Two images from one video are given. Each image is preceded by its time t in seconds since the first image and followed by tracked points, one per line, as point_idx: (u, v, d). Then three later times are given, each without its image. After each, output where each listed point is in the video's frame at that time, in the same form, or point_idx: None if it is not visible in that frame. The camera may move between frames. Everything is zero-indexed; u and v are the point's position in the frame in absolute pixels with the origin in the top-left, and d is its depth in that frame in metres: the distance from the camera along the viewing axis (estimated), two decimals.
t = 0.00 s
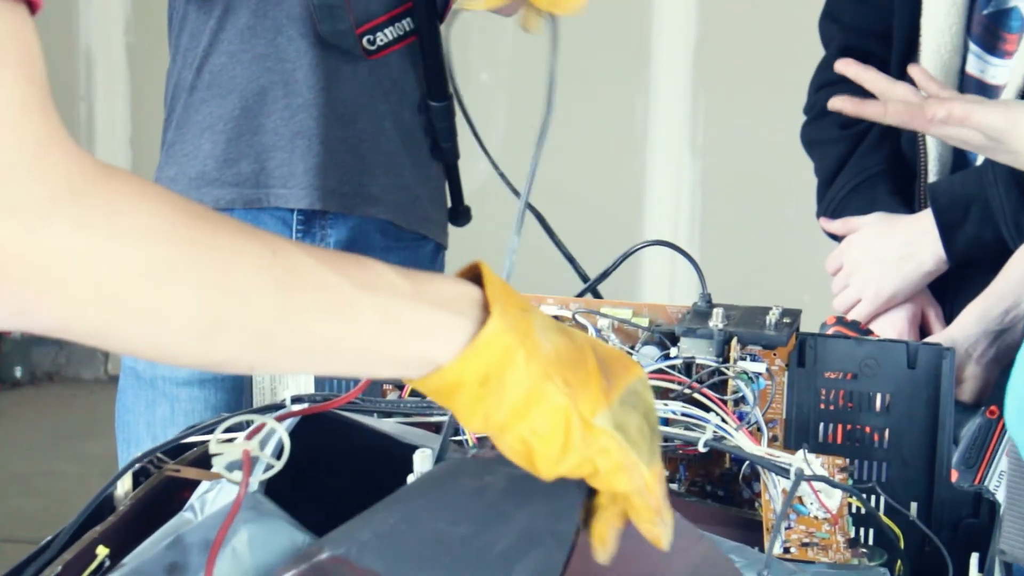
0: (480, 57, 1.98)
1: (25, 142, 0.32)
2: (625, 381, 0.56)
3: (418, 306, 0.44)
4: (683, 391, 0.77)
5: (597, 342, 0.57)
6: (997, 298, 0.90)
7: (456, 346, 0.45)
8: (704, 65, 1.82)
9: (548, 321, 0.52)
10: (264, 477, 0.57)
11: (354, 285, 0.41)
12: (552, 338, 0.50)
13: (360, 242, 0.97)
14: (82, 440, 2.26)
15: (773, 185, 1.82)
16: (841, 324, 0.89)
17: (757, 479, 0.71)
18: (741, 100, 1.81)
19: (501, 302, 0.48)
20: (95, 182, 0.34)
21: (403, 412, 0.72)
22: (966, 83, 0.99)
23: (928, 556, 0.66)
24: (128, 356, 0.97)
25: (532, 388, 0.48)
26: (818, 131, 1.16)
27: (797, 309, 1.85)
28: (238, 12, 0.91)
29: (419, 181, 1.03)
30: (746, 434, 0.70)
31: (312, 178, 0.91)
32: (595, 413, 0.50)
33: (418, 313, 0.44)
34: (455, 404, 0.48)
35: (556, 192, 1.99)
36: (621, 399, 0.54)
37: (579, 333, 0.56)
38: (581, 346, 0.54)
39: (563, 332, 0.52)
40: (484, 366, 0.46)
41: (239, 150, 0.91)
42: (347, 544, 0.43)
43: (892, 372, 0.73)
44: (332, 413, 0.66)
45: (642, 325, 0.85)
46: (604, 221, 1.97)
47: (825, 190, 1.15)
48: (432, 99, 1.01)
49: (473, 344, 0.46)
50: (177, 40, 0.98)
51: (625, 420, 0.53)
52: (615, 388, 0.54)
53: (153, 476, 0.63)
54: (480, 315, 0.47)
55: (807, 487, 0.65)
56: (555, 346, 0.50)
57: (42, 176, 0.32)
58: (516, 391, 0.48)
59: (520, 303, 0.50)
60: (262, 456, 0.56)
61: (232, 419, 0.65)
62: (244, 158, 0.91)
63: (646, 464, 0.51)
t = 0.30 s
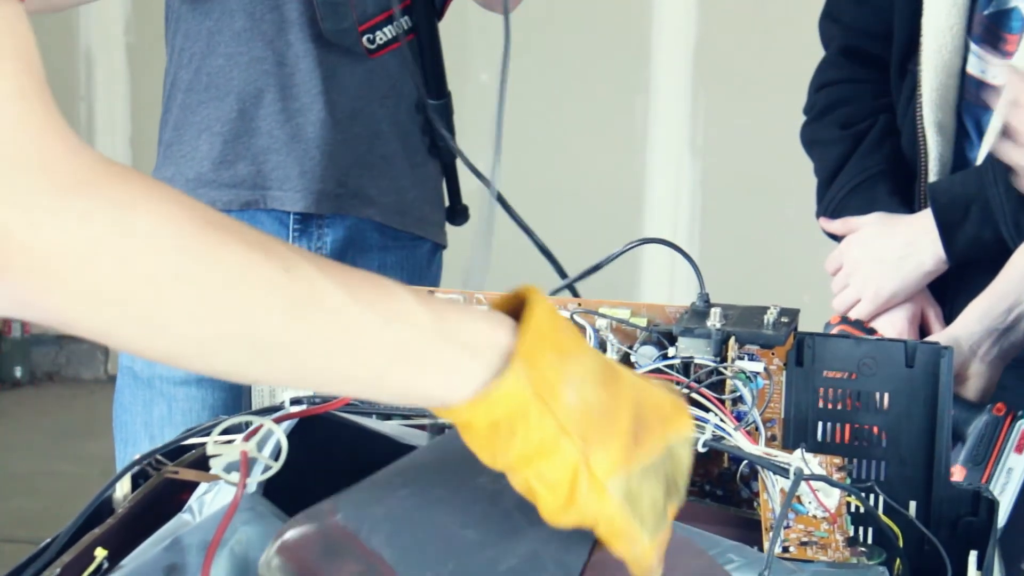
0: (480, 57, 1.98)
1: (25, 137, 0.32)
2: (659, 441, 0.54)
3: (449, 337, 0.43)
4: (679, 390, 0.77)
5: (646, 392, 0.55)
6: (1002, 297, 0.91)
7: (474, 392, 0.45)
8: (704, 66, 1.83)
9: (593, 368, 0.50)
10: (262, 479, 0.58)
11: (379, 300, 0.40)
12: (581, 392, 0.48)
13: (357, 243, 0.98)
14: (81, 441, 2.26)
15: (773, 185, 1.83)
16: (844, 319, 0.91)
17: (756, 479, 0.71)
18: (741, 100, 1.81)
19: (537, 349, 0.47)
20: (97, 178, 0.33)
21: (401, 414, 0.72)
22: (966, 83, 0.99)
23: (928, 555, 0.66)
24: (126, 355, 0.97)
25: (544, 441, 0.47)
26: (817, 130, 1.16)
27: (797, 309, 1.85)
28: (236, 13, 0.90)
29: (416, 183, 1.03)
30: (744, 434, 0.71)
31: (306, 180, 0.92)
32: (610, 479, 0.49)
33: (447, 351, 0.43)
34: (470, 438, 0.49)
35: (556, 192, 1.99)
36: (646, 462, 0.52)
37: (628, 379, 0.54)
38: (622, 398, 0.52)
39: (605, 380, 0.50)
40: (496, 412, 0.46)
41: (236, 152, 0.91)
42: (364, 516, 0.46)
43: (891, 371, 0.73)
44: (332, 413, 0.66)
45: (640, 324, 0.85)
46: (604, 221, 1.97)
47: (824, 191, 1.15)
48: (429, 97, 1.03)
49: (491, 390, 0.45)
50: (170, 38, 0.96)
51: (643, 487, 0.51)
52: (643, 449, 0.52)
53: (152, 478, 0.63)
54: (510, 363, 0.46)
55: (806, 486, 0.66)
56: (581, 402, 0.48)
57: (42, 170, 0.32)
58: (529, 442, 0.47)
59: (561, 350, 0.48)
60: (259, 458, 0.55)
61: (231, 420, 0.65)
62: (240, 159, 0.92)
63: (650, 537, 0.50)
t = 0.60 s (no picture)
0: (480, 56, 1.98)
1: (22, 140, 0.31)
2: (658, 483, 0.52)
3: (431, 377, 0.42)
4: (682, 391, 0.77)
5: (655, 435, 0.52)
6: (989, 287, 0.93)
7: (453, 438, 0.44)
8: (704, 65, 1.83)
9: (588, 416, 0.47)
10: (264, 478, 0.57)
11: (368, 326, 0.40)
12: (569, 444, 0.47)
13: (352, 242, 0.99)
14: (81, 440, 2.26)
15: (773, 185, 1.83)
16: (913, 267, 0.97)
17: (757, 480, 0.71)
18: (741, 100, 1.81)
19: (521, 405, 0.45)
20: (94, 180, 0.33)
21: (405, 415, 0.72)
22: (966, 83, 0.98)
23: (928, 557, 0.66)
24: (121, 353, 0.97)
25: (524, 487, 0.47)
26: (817, 130, 1.16)
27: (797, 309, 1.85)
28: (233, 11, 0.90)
29: (411, 183, 1.03)
30: (746, 435, 0.71)
31: (302, 178, 0.92)
32: (592, 522, 0.49)
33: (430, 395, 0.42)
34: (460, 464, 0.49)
35: (556, 192, 1.99)
36: (639, 508, 0.51)
37: (632, 415, 0.51)
38: (616, 442, 0.49)
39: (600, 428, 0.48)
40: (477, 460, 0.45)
41: (233, 150, 0.91)
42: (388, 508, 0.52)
43: (892, 373, 0.73)
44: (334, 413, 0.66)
45: (642, 325, 0.85)
46: (603, 221, 1.97)
47: (823, 191, 1.15)
48: (426, 94, 1.00)
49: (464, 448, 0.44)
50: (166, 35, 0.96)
51: (632, 529, 0.51)
52: (637, 494, 0.51)
53: (153, 476, 0.63)
54: (488, 422, 0.44)
55: (807, 488, 0.65)
56: (567, 454, 0.47)
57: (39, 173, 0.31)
58: (510, 482, 0.47)
59: (548, 402, 0.46)
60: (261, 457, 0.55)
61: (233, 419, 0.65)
62: (237, 158, 0.91)
63: None
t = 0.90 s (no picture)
0: (480, 57, 1.98)
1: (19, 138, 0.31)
2: (670, 403, 0.48)
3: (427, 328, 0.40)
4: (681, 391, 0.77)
5: (665, 357, 0.47)
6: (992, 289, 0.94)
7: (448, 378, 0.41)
8: (705, 66, 1.83)
9: (586, 347, 0.43)
10: (263, 478, 0.58)
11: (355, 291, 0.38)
12: (568, 378, 0.43)
13: (347, 242, 0.98)
14: (80, 441, 2.26)
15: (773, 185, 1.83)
16: None
17: (756, 479, 0.71)
18: (741, 100, 1.81)
19: (509, 341, 0.41)
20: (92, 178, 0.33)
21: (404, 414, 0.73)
22: (964, 83, 0.99)
23: (929, 554, 0.66)
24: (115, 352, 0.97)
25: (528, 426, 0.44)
26: (817, 130, 1.16)
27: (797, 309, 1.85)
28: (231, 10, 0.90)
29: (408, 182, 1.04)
30: (744, 434, 0.71)
31: (300, 177, 0.92)
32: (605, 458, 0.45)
33: (416, 337, 0.40)
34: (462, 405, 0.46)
35: (556, 192, 1.99)
36: (654, 434, 0.47)
37: (635, 336, 0.46)
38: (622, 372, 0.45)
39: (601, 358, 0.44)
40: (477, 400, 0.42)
41: (230, 150, 0.91)
42: (358, 521, 0.45)
43: (891, 371, 0.73)
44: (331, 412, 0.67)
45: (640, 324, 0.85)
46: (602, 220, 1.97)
47: (822, 191, 1.15)
48: (425, 93, 1.05)
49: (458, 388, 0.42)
50: (166, 35, 0.95)
51: (647, 454, 0.47)
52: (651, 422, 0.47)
53: (152, 477, 0.63)
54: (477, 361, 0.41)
55: (806, 487, 0.66)
56: (567, 388, 0.43)
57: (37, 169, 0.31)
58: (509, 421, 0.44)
59: (540, 336, 0.42)
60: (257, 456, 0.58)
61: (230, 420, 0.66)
62: (233, 157, 0.91)
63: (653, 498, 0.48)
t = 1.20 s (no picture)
0: (480, 57, 1.98)
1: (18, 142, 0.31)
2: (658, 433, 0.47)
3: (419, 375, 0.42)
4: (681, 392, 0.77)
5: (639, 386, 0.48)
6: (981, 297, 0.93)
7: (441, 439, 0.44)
8: (705, 65, 1.83)
9: (555, 395, 0.46)
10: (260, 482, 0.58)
11: (370, 319, 0.42)
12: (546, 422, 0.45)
13: (346, 241, 0.99)
14: (80, 440, 2.26)
15: (773, 184, 1.83)
16: None
17: (757, 478, 0.71)
18: (741, 100, 1.82)
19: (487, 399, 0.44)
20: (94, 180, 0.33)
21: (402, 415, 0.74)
22: (961, 84, 0.98)
23: (928, 554, 0.66)
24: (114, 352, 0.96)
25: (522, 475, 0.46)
26: (814, 132, 1.15)
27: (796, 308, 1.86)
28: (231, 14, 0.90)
29: (408, 182, 1.04)
30: (745, 433, 0.72)
31: (300, 179, 0.91)
32: (599, 494, 0.46)
33: (414, 382, 0.42)
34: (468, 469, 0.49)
35: (556, 192, 2.00)
36: (645, 466, 0.47)
37: (606, 379, 0.48)
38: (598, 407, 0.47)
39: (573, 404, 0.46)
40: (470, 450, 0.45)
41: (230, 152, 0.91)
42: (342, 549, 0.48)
43: (891, 371, 0.73)
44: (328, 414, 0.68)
45: (640, 323, 0.85)
46: (602, 220, 1.97)
47: (820, 191, 1.14)
48: (424, 92, 1.05)
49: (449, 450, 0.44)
50: (164, 37, 0.96)
51: (639, 486, 0.47)
52: (641, 450, 0.47)
53: (152, 477, 0.63)
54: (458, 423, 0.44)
55: (806, 487, 0.66)
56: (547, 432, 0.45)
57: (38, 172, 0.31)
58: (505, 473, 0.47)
59: (510, 390, 0.45)
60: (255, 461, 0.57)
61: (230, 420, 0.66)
62: (234, 159, 0.91)
63: (660, 528, 0.48)
